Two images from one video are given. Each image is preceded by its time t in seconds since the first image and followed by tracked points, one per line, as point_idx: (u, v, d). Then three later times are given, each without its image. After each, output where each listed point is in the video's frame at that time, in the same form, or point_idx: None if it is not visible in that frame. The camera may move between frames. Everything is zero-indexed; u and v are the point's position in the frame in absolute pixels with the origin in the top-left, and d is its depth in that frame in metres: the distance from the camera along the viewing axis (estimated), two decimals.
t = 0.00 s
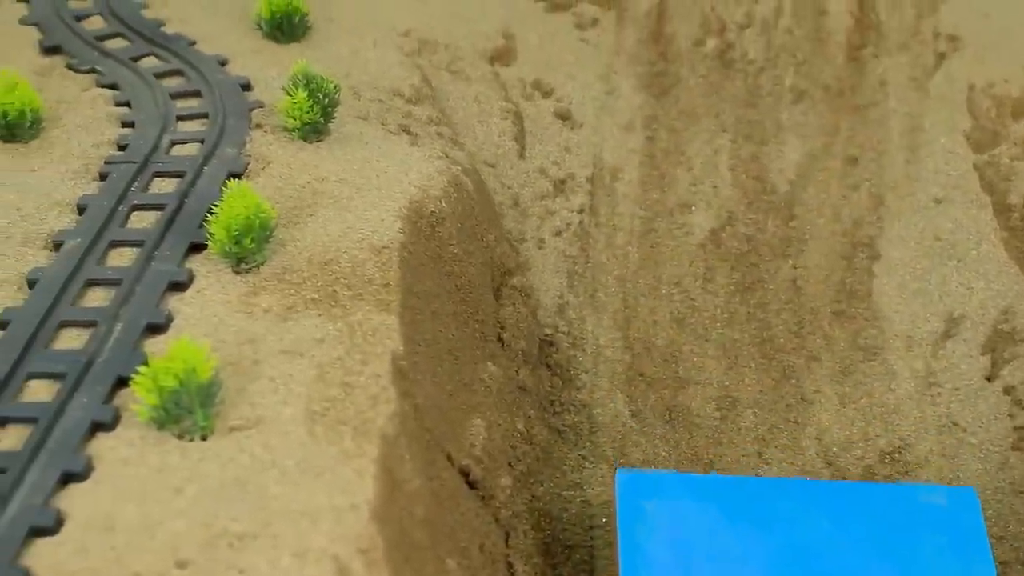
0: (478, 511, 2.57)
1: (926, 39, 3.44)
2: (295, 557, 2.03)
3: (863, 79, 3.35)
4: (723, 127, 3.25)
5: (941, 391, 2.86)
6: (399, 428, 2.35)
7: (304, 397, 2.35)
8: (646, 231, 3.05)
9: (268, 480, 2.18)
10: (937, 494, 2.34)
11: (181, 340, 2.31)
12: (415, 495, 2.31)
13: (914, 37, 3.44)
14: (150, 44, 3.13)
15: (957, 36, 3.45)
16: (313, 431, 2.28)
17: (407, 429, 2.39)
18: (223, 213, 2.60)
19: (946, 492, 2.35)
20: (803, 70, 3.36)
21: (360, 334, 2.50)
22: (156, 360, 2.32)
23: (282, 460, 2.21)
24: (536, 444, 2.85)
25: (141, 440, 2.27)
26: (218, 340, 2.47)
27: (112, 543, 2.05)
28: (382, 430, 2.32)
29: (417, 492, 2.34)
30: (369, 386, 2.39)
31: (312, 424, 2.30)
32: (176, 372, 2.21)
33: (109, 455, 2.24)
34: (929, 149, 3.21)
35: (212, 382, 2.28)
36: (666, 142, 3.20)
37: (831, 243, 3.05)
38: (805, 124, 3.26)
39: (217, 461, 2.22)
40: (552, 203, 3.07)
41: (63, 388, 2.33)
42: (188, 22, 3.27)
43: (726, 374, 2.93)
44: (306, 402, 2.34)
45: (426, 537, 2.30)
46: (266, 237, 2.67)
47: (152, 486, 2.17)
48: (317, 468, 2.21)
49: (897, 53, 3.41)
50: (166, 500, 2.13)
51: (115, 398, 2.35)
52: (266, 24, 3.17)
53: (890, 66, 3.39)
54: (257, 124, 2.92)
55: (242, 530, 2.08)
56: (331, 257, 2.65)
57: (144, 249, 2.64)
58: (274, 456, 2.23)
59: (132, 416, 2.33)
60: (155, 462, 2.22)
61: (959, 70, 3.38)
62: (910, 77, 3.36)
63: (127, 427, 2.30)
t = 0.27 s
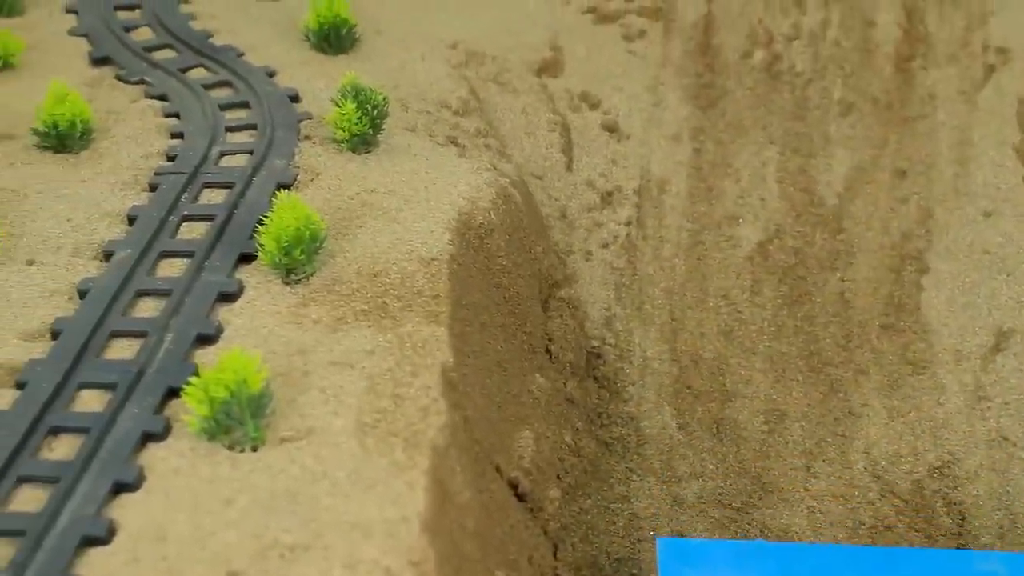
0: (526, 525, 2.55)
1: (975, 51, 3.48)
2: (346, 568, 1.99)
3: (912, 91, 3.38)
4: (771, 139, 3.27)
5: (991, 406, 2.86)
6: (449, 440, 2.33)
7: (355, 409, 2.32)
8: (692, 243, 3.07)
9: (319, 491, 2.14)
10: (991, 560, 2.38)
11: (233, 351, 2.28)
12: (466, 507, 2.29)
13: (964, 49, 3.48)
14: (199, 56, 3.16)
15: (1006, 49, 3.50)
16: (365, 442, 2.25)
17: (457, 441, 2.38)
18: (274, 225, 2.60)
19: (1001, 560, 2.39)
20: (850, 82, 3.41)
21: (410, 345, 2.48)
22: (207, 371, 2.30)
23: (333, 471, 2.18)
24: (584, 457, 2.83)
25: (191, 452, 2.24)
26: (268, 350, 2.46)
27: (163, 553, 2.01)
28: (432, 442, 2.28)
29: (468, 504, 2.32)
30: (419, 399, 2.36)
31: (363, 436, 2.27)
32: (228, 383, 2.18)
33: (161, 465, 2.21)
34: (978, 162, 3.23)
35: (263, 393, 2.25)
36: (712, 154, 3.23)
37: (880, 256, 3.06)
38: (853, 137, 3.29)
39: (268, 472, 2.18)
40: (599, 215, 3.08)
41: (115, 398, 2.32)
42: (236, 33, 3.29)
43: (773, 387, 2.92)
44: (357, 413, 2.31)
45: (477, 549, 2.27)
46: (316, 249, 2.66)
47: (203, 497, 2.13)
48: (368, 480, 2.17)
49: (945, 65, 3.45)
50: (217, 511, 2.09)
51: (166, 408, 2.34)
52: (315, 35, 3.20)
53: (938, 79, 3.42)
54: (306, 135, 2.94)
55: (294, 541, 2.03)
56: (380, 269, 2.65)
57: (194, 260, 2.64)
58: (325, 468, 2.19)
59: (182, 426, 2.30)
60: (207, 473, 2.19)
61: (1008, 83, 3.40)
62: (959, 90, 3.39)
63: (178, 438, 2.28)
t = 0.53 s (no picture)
0: (576, 544, 2.52)
1: None
2: None
3: (962, 111, 3.44)
4: (819, 158, 3.32)
5: None
6: (499, 461, 2.32)
7: (406, 427, 2.31)
8: (741, 262, 3.10)
9: (370, 509, 2.13)
10: None
11: (284, 371, 2.30)
12: (516, 527, 2.26)
13: (1012, 69, 3.56)
14: (248, 74, 3.19)
15: None
16: (416, 461, 2.24)
17: (507, 461, 2.35)
18: (324, 242, 2.62)
19: None
20: (900, 101, 3.46)
21: (461, 364, 2.47)
22: (258, 389, 2.31)
23: (384, 490, 2.17)
24: (631, 477, 2.79)
25: (242, 470, 2.24)
26: (319, 369, 2.45)
27: (215, 571, 2.01)
28: (483, 462, 2.27)
29: (518, 524, 2.29)
30: (470, 418, 2.35)
31: (413, 455, 2.26)
32: (279, 402, 2.20)
33: (211, 483, 2.21)
34: None
35: (315, 413, 2.26)
36: (761, 173, 3.27)
37: (929, 276, 3.10)
38: (902, 157, 3.33)
39: (319, 490, 2.18)
40: (647, 234, 3.10)
41: (166, 416, 2.32)
42: (285, 51, 3.31)
43: (822, 407, 2.92)
44: (407, 432, 2.30)
45: (527, 568, 2.25)
46: (366, 267, 2.66)
47: (254, 515, 2.13)
48: (419, 499, 2.16)
49: (994, 86, 3.52)
50: (268, 529, 2.09)
51: (217, 426, 2.33)
52: (363, 54, 3.22)
53: (988, 98, 3.48)
54: (355, 153, 2.95)
55: (346, 559, 2.02)
56: (430, 287, 2.65)
57: (244, 277, 2.64)
58: (376, 486, 2.18)
59: (233, 444, 2.30)
60: (257, 491, 2.19)
61: None
62: (1009, 109, 3.45)
63: (230, 456, 2.27)
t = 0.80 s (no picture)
0: (612, 558, 2.49)
1: None
2: None
3: (998, 126, 3.45)
4: (855, 173, 3.33)
5: None
6: (537, 474, 2.30)
7: (443, 441, 2.31)
8: (776, 276, 3.10)
9: (407, 523, 2.13)
10: None
11: (321, 384, 2.30)
12: (553, 540, 2.24)
13: None
14: (284, 86, 3.21)
15: None
16: (453, 474, 2.24)
17: (544, 475, 2.34)
18: (360, 256, 2.61)
19: None
20: (936, 115, 3.48)
21: (497, 379, 2.46)
22: (295, 401, 2.31)
23: (421, 503, 2.17)
24: (667, 491, 2.77)
25: (279, 481, 2.24)
26: (356, 382, 2.45)
27: None
28: (520, 475, 2.26)
29: (556, 538, 2.26)
30: (506, 432, 2.34)
31: (451, 468, 2.26)
32: (316, 415, 2.20)
33: (248, 495, 2.20)
34: None
35: (352, 426, 2.26)
36: (798, 187, 3.27)
37: (966, 290, 3.09)
38: (939, 171, 3.34)
39: (357, 503, 2.18)
40: (682, 247, 3.11)
41: (203, 428, 2.32)
42: (321, 64, 3.33)
43: (858, 422, 2.91)
44: (444, 445, 2.30)
45: None
46: (403, 280, 2.66)
47: (291, 528, 2.13)
48: (456, 511, 2.16)
49: None
50: (305, 541, 2.10)
51: (254, 438, 2.33)
52: (399, 67, 3.23)
53: None
54: (391, 167, 2.95)
55: (382, 573, 2.02)
56: (467, 300, 2.65)
57: (281, 290, 2.64)
58: (413, 499, 2.18)
59: (270, 456, 2.29)
60: (295, 504, 2.19)
61: None
62: None
63: (267, 468, 2.27)
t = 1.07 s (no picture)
0: (639, 571, 2.49)
1: None
2: None
3: None
4: (882, 186, 3.33)
5: None
6: (566, 487, 2.29)
7: (472, 454, 2.30)
8: (803, 289, 3.09)
9: (437, 536, 2.12)
10: None
11: (350, 396, 2.30)
12: (582, 553, 2.24)
13: None
14: (311, 98, 3.23)
15: None
16: (482, 488, 2.23)
17: (574, 489, 2.33)
18: (390, 268, 2.62)
19: None
20: (964, 128, 3.48)
21: (526, 392, 2.45)
22: (325, 414, 2.31)
23: (450, 517, 2.16)
24: (695, 504, 2.78)
25: (307, 493, 2.23)
26: (385, 395, 2.45)
27: None
28: (550, 489, 2.26)
29: (585, 552, 2.26)
30: (536, 444, 2.34)
31: (480, 482, 2.25)
32: (346, 428, 2.20)
33: (277, 508, 2.20)
34: None
35: (381, 438, 2.25)
36: (825, 201, 3.27)
37: (994, 304, 3.08)
38: (967, 185, 3.33)
39: (386, 516, 2.17)
40: (709, 260, 3.11)
41: (232, 441, 2.31)
42: (348, 76, 3.34)
43: (886, 436, 2.90)
44: (473, 458, 2.29)
45: None
46: (431, 293, 2.66)
47: (321, 541, 2.13)
48: (485, 525, 2.15)
49: None
50: (334, 553, 2.09)
51: (283, 451, 2.32)
52: (426, 79, 3.24)
53: None
54: (419, 179, 2.96)
55: None
56: (495, 313, 2.65)
57: (309, 302, 2.64)
58: (442, 512, 2.18)
59: (299, 469, 2.29)
60: (323, 516, 2.18)
61: None
62: None
63: (295, 480, 2.26)
